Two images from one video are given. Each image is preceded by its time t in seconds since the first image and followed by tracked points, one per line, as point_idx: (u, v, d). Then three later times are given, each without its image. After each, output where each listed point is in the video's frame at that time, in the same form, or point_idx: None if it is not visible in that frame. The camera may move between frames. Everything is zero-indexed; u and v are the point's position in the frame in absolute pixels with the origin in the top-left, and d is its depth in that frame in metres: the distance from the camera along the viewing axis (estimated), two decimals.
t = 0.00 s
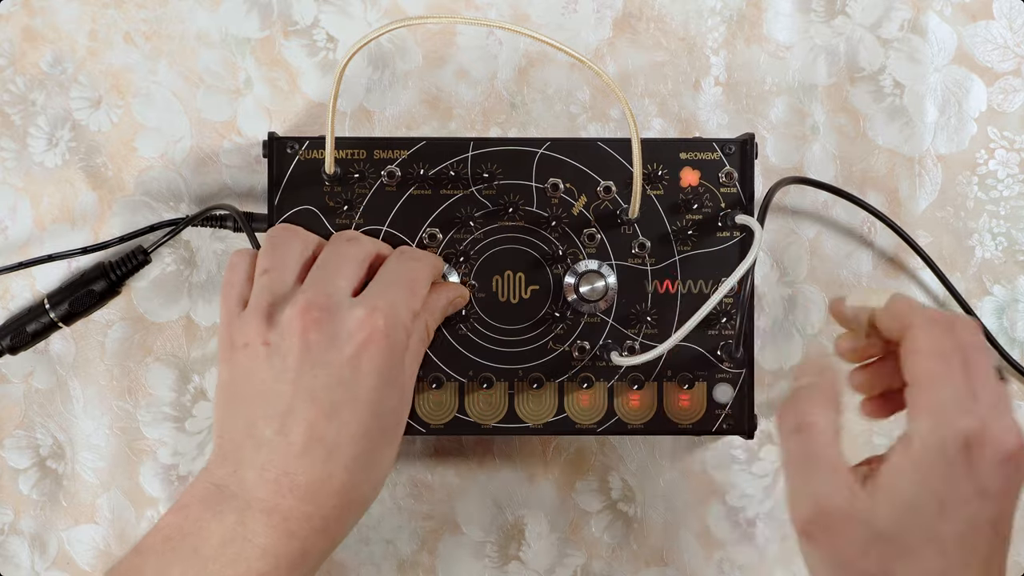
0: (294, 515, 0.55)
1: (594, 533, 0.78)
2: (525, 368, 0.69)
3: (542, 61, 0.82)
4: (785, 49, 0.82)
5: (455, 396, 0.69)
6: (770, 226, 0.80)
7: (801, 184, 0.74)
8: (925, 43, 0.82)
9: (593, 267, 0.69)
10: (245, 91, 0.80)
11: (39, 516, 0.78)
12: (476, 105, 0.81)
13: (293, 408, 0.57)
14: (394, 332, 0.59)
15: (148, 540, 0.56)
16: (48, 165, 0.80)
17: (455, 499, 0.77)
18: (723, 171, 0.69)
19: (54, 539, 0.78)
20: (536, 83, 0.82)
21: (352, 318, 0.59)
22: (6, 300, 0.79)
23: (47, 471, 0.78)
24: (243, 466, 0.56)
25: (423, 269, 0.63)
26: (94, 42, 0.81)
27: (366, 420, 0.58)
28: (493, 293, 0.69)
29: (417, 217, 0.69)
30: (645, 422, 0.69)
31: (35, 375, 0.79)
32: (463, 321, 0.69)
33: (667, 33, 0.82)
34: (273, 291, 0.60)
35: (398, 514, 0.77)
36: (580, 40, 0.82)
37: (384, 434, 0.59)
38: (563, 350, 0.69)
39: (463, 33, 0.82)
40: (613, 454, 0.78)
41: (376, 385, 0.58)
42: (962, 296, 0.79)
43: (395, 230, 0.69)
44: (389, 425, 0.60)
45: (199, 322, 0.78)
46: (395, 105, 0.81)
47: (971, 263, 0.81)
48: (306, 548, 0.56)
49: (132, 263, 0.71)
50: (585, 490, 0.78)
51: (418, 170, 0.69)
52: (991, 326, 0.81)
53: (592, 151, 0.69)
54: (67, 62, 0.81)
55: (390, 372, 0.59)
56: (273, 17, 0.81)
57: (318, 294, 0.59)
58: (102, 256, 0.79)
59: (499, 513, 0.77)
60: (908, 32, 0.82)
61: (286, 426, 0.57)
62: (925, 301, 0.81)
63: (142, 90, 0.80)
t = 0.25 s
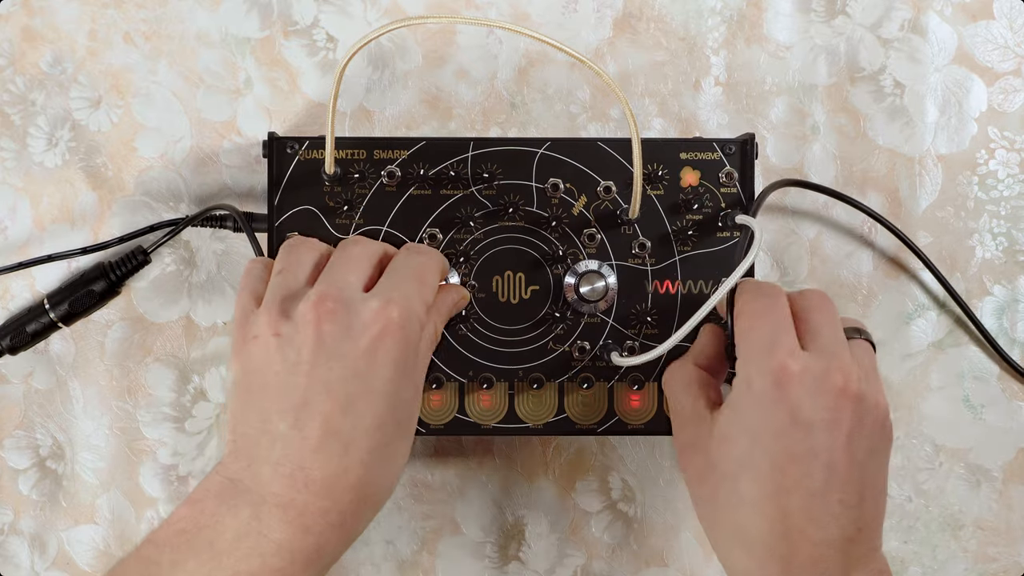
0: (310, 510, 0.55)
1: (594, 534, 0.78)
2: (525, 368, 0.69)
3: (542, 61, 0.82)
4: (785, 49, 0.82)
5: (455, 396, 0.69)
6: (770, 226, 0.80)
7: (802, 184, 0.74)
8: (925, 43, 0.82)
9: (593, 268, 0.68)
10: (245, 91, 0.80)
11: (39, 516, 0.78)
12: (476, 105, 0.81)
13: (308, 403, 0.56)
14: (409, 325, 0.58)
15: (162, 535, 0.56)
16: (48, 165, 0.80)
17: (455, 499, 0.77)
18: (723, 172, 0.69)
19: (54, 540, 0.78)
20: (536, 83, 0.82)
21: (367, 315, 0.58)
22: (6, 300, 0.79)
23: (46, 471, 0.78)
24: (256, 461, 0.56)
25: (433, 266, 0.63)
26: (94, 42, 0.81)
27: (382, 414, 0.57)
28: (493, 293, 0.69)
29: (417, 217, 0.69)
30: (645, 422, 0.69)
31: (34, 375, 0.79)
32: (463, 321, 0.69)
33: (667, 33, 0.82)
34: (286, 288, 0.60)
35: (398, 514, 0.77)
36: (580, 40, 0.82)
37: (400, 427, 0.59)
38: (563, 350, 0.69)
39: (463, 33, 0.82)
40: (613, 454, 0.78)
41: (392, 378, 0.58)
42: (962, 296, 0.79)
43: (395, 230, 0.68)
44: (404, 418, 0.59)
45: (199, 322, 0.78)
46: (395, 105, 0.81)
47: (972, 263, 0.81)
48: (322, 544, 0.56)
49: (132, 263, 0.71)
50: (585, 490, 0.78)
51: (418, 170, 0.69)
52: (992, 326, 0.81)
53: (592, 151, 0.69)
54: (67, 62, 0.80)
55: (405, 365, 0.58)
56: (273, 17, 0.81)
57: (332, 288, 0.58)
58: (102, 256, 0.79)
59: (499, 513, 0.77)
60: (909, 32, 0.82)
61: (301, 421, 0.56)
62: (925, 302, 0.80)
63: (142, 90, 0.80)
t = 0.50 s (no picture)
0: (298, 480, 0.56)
1: (594, 534, 0.78)
2: (525, 368, 0.69)
3: (542, 61, 0.82)
4: (785, 49, 0.82)
5: (455, 397, 0.69)
6: (770, 226, 0.80)
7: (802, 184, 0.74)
8: (925, 43, 0.82)
9: (593, 268, 0.68)
10: (244, 91, 0.80)
11: (39, 517, 0.78)
12: (476, 105, 0.81)
13: (309, 371, 0.58)
14: (413, 305, 0.61)
15: (143, 502, 0.57)
16: (48, 165, 0.80)
17: (455, 499, 0.77)
18: (723, 172, 0.69)
19: (54, 540, 0.78)
20: (536, 83, 0.82)
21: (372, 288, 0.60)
22: (6, 300, 0.79)
23: (46, 471, 0.78)
24: (246, 424, 0.57)
25: (442, 252, 0.65)
26: (94, 42, 0.81)
27: (377, 388, 0.59)
28: (493, 293, 0.69)
29: (417, 217, 0.69)
30: (645, 422, 0.69)
31: (34, 375, 0.79)
32: (463, 322, 0.69)
33: (667, 33, 0.82)
34: (294, 261, 0.62)
35: (398, 514, 0.77)
36: (580, 40, 0.82)
37: (394, 406, 0.60)
38: (563, 350, 0.69)
39: (463, 33, 0.82)
40: (613, 454, 0.78)
41: (390, 354, 0.60)
42: (962, 296, 0.79)
43: (395, 230, 0.68)
44: (399, 395, 0.61)
45: (198, 322, 0.78)
46: (395, 105, 0.81)
47: (972, 263, 0.81)
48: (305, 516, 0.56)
49: (132, 263, 0.71)
50: (585, 490, 0.78)
51: (418, 171, 0.69)
52: (992, 326, 0.81)
53: (592, 151, 0.69)
54: (67, 62, 0.80)
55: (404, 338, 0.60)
56: (273, 17, 0.81)
57: (340, 260, 0.60)
58: (101, 256, 0.79)
59: (499, 513, 0.77)
60: (909, 32, 0.82)
61: (298, 386, 0.58)
62: (925, 301, 0.80)
63: (142, 90, 0.80)
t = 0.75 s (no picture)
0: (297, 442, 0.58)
1: (594, 534, 0.78)
2: (525, 368, 0.69)
3: (542, 61, 0.82)
4: (785, 49, 0.82)
5: (455, 397, 0.69)
6: (770, 226, 0.80)
7: (802, 185, 0.74)
8: (925, 43, 0.82)
9: (593, 268, 0.68)
10: (244, 91, 0.80)
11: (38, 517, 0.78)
12: (476, 105, 0.81)
13: (339, 339, 0.58)
14: (468, 312, 0.61)
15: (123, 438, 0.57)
16: (48, 165, 0.80)
17: (455, 499, 0.77)
18: (723, 172, 0.69)
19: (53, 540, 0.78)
20: (536, 83, 0.82)
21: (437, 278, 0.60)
22: (5, 300, 0.79)
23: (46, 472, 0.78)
24: (261, 366, 0.58)
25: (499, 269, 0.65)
26: (93, 42, 0.80)
27: (399, 372, 0.60)
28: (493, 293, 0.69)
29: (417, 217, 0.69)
30: (645, 422, 0.69)
31: (34, 375, 0.79)
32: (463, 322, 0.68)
33: (667, 32, 0.82)
34: (367, 223, 0.62)
35: (398, 515, 0.77)
36: (580, 40, 0.82)
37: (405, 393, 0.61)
38: (563, 350, 0.69)
39: (463, 33, 0.82)
40: (613, 455, 0.78)
41: (427, 348, 0.60)
42: (962, 296, 0.78)
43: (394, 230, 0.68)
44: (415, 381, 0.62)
45: (198, 322, 0.78)
46: (395, 104, 0.81)
47: (972, 263, 0.81)
48: (289, 467, 0.58)
49: (132, 263, 0.71)
50: (585, 491, 0.78)
51: (418, 171, 0.68)
52: (992, 326, 0.81)
53: (592, 151, 0.69)
54: (66, 62, 0.80)
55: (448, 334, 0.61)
56: (273, 17, 0.81)
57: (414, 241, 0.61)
58: (101, 256, 0.79)
59: (499, 514, 0.77)
60: (909, 32, 0.82)
61: (329, 346, 0.58)
62: (926, 301, 0.80)
63: (141, 90, 0.80)
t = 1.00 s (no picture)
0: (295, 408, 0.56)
1: (594, 535, 0.78)
2: (525, 368, 0.69)
3: (542, 60, 0.82)
4: (786, 49, 0.82)
5: (455, 397, 0.69)
6: (770, 227, 0.80)
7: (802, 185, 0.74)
8: (926, 43, 0.82)
9: (593, 268, 0.68)
10: (244, 91, 0.80)
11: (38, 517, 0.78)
12: (476, 105, 0.81)
13: (361, 308, 0.56)
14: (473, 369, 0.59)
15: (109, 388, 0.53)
16: (47, 165, 0.80)
17: (455, 499, 0.77)
18: (723, 172, 0.69)
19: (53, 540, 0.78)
20: (536, 83, 0.81)
21: (453, 273, 0.58)
22: (5, 301, 0.79)
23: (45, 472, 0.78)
24: (279, 314, 0.55)
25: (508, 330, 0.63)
26: (93, 42, 0.80)
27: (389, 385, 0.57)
28: (493, 293, 0.69)
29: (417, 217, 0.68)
30: (645, 422, 0.69)
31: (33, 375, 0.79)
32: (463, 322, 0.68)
33: (667, 32, 0.82)
34: (446, 246, 0.58)
35: (397, 515, 0.77)
36: (580, 39, 0.82)
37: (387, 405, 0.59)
38: (563, 350, 0.69)
39: (463, 33, 0.82)
40: (613, 455, 0.78)
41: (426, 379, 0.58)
42: (963, 297, 0.78)
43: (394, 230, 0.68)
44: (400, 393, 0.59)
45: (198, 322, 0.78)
46: (395, 104, 0.81)
47: (973, 263, 0.81)
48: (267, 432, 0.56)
49: (131, 263, 0.71)
50: (585, 491, 0.78)
51: (417, 171, 0.68)
52: (993, 326, 0.81)
53: (592, 151, 0.69)
54: (66, 62, 0.80)
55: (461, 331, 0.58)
56: (273, 17, 0.81)
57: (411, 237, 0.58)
58: (100, 256, 0.79)
59: (499, 514, 0.77)
60: (910, 32, 0.82)
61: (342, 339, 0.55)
62: (926, 302, 0.80)
63: (141, 90, 0.80)
